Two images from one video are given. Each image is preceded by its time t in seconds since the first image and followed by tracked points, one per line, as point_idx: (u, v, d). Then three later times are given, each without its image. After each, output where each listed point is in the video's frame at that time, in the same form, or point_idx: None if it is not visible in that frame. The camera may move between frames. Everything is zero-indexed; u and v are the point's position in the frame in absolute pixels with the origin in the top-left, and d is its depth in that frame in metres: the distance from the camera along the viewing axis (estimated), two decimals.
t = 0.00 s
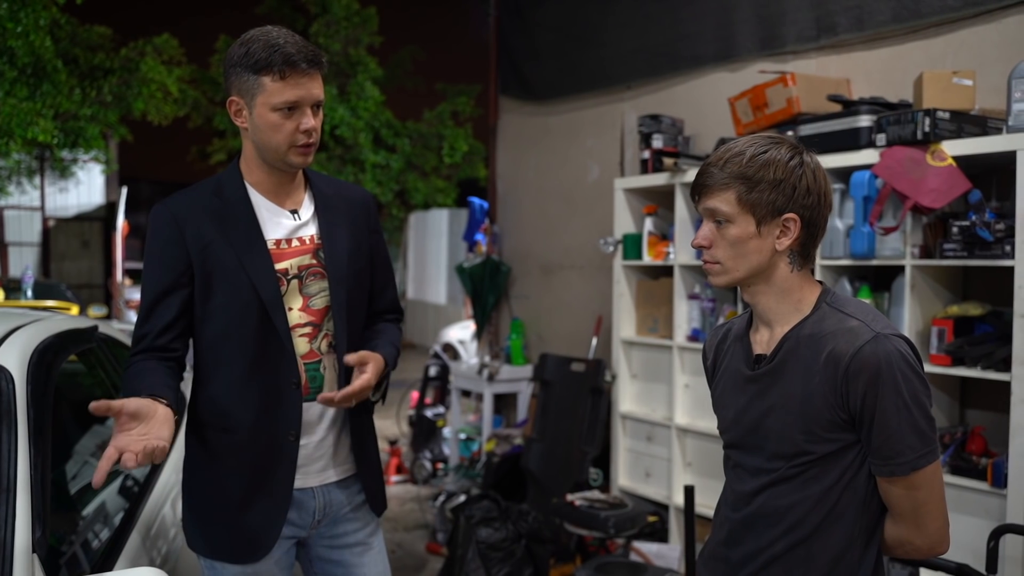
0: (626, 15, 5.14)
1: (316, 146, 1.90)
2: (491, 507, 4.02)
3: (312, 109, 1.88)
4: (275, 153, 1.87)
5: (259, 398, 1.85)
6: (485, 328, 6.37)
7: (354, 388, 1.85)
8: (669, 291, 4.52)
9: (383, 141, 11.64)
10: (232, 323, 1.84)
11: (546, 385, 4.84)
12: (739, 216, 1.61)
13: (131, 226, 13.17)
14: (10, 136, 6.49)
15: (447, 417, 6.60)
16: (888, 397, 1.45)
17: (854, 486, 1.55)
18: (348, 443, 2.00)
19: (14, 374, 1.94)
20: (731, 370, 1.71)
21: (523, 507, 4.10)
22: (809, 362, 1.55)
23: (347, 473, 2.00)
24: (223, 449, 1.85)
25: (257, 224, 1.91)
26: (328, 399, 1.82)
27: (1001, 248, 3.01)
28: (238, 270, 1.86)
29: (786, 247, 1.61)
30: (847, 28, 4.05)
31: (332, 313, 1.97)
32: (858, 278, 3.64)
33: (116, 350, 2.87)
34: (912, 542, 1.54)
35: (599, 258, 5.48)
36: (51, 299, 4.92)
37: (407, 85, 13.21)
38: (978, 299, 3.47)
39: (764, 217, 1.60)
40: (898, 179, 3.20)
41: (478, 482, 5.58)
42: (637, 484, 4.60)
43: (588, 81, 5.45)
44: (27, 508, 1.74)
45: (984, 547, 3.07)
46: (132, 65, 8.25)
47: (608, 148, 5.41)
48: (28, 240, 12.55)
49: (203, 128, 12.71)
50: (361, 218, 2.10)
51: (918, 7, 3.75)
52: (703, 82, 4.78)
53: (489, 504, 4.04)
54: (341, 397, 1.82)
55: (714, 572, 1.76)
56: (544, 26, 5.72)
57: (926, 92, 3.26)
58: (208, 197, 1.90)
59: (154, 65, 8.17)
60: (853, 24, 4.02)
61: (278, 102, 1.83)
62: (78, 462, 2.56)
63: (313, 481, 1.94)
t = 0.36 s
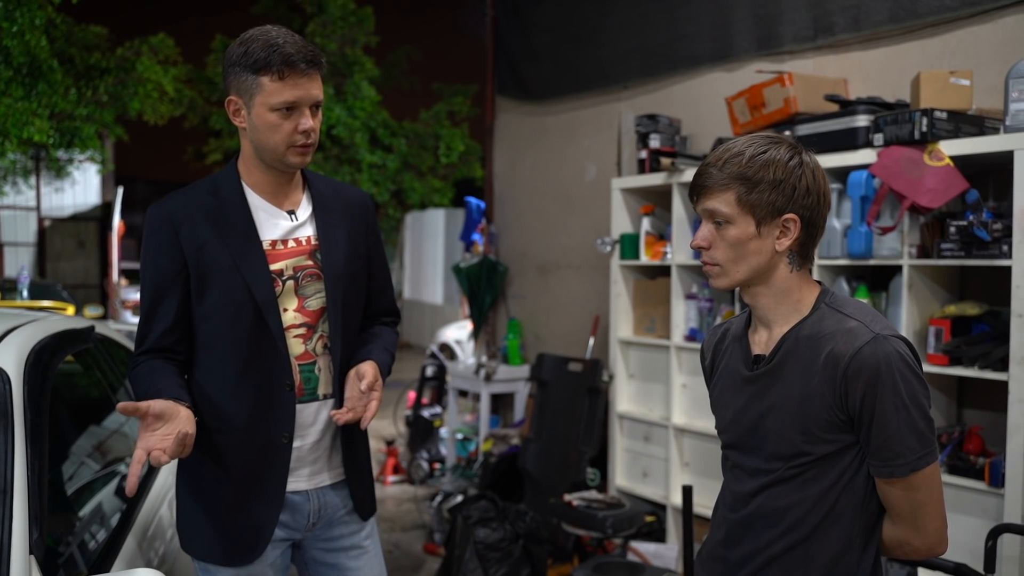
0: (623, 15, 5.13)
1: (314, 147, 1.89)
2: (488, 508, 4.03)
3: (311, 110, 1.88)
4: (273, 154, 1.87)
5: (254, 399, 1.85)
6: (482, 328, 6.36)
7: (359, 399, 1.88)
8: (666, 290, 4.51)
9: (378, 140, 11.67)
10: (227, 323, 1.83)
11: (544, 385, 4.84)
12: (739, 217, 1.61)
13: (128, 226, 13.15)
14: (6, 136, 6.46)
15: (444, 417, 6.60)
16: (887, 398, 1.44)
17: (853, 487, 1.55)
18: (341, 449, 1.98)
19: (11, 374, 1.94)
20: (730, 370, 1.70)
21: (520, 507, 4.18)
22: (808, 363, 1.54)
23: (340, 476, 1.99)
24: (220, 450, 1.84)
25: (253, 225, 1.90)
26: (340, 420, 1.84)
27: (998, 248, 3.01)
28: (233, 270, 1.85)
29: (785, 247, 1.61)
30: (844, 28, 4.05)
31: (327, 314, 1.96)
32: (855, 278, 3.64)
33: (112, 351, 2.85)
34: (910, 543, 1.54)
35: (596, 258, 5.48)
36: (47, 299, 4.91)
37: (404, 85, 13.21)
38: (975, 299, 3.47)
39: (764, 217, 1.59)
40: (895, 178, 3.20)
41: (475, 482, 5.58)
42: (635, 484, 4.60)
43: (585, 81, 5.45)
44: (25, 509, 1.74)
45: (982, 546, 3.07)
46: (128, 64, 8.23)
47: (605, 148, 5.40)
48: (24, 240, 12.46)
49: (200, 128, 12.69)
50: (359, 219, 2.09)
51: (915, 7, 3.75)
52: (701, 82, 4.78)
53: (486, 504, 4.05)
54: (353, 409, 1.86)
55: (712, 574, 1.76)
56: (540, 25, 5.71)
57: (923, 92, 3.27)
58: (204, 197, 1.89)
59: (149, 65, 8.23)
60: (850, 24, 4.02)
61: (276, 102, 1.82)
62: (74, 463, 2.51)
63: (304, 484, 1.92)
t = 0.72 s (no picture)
0: (621, 14, 5.12)
1: (312, 143, 1.88)
2: (486, 508, 4.03)
3: (308, 106, 1.86)
4: (271, 150, 1.85)
5: (251, 398, 1.83)
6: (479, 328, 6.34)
7: (351, 396, 1.86)
8: (664, 290, 4.50)
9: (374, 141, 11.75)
10: (224, 321, 1.82)
11: (541, 385, 4.83)
12: (740, 215, 1.59)
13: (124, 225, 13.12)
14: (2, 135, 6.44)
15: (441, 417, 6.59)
16: (888, 398, 1.43)
17: (853, 488, 1.53)
18: (339, 449, 1.96)
19: (7, 374, 1.92)
20: (730, 370, 1.69)
21: (519, 507, 4.11)
22: (809, 362, 1.53)
23: (338, 478, 1.97)
24: (217, 450, 1.83)
25: (250, 221, 1.89)
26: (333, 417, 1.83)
27: (998, 247, 3.01)
28: (231, 267, 1.84)
29: (786, 246, 1.60)
30: (843, 27, 4.04)
31: (325, 312, 1.95)
32: (854, 278, 3.64)
33: (110, 351, 2.85)
34: (911, 544, 1.52)
35: (594, 257, 5.47)
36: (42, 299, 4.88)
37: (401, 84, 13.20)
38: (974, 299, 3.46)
39: (765, 216, 1.58)
40: (894, 178, 3.20)
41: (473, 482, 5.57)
42: (633, 484, 4.59)
43: (583, 81, 5.44)
44: (21, 509, 1.72)
45: (982, 546, 3.06)
46: (124, 63, 8.19)
47: (603, 147, 5.39)
48: (19, 240, 12.31)
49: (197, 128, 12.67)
50: (358, 217, 2.08)
51: (914, 7, 3.75)
52: (699, 81, 4.77)
53: (484, 504, 4.05)
54: (343, 405, 1.85)
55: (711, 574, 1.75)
56: (538, 25, 5.70)
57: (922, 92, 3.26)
58: (201, 193, 1.87)
59: (146, 64, 8.19)
60: (849, 23, 4.01)
61: (273, 98, 1.81)
62: (70, 463, 2.47)
63: (299, 485, 1.91)
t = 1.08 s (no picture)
0: (620, 12, 5.11)
1: (311, 141, 1.87)
2: (486, 506, 4.02)
3: (308, 102, 1.85)
4: (270, 147, 1.84)
5: (251, 397, 1.82)
6: (478, 327, 6.31)
7: (353, 396, 1.85)
8: (663, 288, 4.49)
9: (374, 141, 11.60)
10: (224, 319, 1.81)
11: (541, 384, 4.82)
12: (742, 212, 1.55)
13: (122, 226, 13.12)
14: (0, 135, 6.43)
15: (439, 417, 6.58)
16: (895, 395, 1.36)
17: (858, 486, 1.46)
18: (341, 449, 1.96)
19: (7, 373, 1.92)
20: (734, 368, 1.62)
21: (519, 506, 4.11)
22: (814, 359, 1.46)
23: (340, 478, 1.96)
24: (216, 449, 1.81)
25: (249, 218, 1.88)
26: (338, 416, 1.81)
27: (998, 245, 3.01)
28: (230, 265, 1.82)
29: (790, 242, 1.55)
30: (842, 25, 4.04)
31: (325, 311, 1.94)
32: (854, 275, 3.62)
33: (108, 350, 2.84)
34: (916, 543, 1.44)
35: (593, 256, 5.46)
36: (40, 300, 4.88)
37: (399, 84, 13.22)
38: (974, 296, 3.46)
39: (768, 212, 1.53)
40: (895, 175, 3.19)
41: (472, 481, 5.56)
42: (633, 483, 4.58)
43: (581, 79, 5.44)
44: (21, 508, 1.71)
45: (984, 544, 3.06)
46: (122, 63, 8.15)
47: (602, 146, 5.38)
48: (18, 240, 12.32)
49: (194, 128, 12.67)
50: (357, 216, 2.06)
51: (914, 4, 3.75)
52: (698, 79, 4.76)
53: (484, 503, 4.04)
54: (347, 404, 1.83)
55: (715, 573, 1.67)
56: (537, 24, 5.69)
57: (923, 89, 3.25)
58: (200, 191, 1.86)
59: (144, 64, 8.14)
60: (848, 21, 4.01)
61: (273, 94, 1.80)
62: (68, 464, 2.48)
63: (300, 485, 1.89)
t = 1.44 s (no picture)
0: (621, 11, 5.11)
1: (314, 136, 1.86)
2: (487, 505, 4.01)
3: (310, 98, 1.84)
4: (273, 143, 1.83)
5: (253, 393, 1.81)
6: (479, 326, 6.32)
7: (355, 391, 1.85)
8: (665, 287, 4.49)
9: (374, 140, 11.78)
10: (226, 314, 1.80)
11: (541, 382, 4.82)
12: (739, 199, 1.52)
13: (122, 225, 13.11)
14: None
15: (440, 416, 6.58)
16: (898, 392, 1.34)
17: (862, 483, 1.44)
18: (343, 447, 1.95)
19: (8, 370, 1.91)
20: (737, 365, 1.60)
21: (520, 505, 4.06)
22: (817, 356, 1.44)
23: (343, 476, 1.96)
24: (219, 446, 1.81)
25: (253, 214, 1.87)
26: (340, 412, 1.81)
27: (1001, 243, 3.01)
28: (232, 260, 1.82)
29: (784, 236, 1.50)
30: (844, 23, 4.03)
31: (328, 308, 1.93)
32: (856, 274, 3.62)
33: (108, 348, 2.84)
34: (920, 541, 1.43)
35: (594, 255, 5.46)
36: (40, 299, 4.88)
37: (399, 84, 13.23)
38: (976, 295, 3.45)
39: (763, 203, 1.49)
40: (897, 174, 3.19)
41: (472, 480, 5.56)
42: (633, 482, 4.57)
43: (582, 78, 5.43)
44: (22, 504, 1.71)
45: (986, 543, 3.05)
46: (122, 62, 8.14)
47: (603, 145, 5.38)
48: (18, 239, 12.30)
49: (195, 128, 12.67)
50: (360, 213, 2.05)
51: (916, 2, 3.74)
52: (699, 78, 4.75)
53: (485, 502, 4.03)
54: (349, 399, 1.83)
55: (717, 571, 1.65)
56: (538, 23, 5.68)
57: (925, 87, 3.25)
58: (204, 187, 1.86)
59: (144, 64, 8.11)
60: (850, 19, 4.01)
61: (275, 90, 1.79)
62: (68, 462, 2.43)
63: (301, 484, 1.89)
